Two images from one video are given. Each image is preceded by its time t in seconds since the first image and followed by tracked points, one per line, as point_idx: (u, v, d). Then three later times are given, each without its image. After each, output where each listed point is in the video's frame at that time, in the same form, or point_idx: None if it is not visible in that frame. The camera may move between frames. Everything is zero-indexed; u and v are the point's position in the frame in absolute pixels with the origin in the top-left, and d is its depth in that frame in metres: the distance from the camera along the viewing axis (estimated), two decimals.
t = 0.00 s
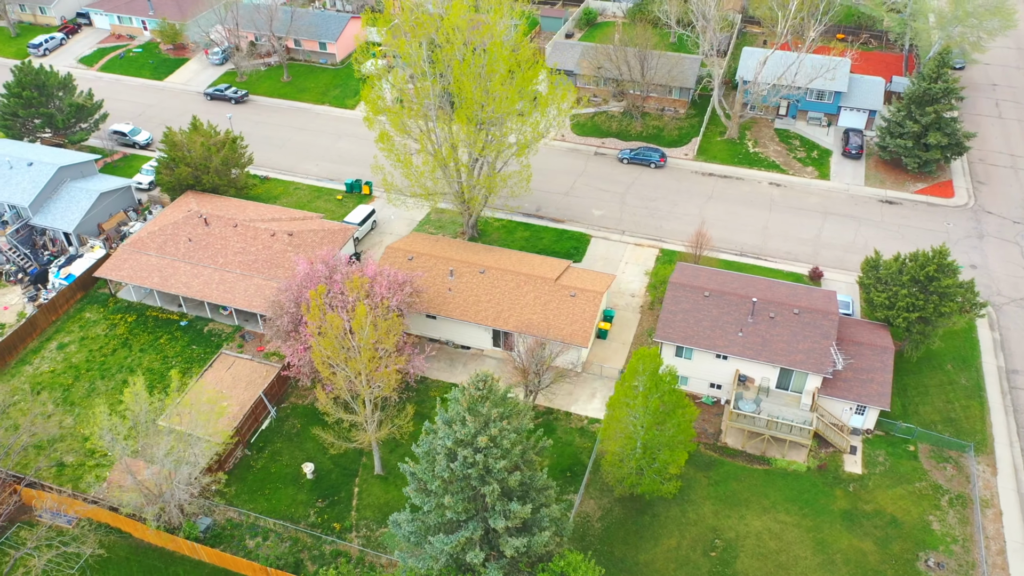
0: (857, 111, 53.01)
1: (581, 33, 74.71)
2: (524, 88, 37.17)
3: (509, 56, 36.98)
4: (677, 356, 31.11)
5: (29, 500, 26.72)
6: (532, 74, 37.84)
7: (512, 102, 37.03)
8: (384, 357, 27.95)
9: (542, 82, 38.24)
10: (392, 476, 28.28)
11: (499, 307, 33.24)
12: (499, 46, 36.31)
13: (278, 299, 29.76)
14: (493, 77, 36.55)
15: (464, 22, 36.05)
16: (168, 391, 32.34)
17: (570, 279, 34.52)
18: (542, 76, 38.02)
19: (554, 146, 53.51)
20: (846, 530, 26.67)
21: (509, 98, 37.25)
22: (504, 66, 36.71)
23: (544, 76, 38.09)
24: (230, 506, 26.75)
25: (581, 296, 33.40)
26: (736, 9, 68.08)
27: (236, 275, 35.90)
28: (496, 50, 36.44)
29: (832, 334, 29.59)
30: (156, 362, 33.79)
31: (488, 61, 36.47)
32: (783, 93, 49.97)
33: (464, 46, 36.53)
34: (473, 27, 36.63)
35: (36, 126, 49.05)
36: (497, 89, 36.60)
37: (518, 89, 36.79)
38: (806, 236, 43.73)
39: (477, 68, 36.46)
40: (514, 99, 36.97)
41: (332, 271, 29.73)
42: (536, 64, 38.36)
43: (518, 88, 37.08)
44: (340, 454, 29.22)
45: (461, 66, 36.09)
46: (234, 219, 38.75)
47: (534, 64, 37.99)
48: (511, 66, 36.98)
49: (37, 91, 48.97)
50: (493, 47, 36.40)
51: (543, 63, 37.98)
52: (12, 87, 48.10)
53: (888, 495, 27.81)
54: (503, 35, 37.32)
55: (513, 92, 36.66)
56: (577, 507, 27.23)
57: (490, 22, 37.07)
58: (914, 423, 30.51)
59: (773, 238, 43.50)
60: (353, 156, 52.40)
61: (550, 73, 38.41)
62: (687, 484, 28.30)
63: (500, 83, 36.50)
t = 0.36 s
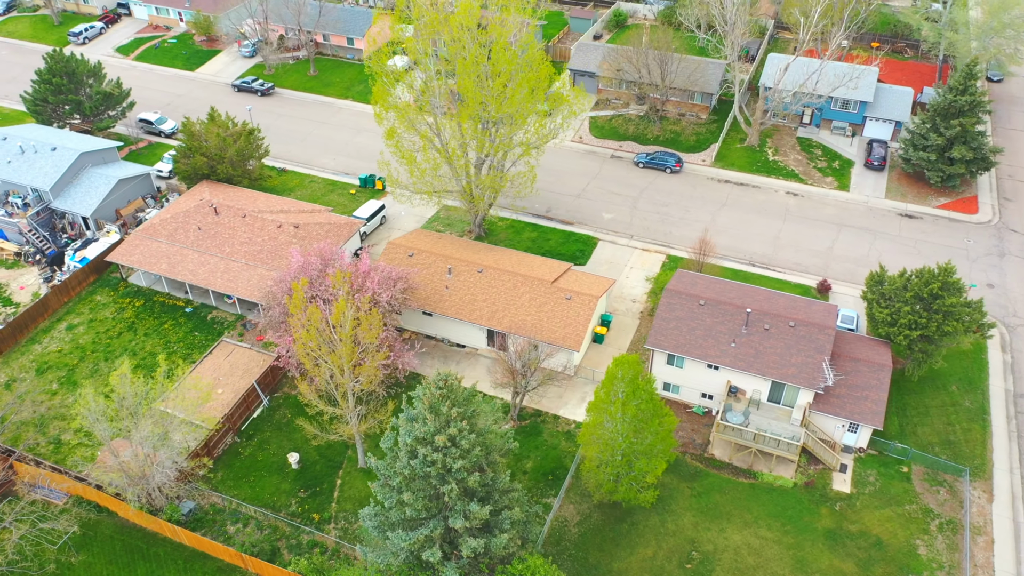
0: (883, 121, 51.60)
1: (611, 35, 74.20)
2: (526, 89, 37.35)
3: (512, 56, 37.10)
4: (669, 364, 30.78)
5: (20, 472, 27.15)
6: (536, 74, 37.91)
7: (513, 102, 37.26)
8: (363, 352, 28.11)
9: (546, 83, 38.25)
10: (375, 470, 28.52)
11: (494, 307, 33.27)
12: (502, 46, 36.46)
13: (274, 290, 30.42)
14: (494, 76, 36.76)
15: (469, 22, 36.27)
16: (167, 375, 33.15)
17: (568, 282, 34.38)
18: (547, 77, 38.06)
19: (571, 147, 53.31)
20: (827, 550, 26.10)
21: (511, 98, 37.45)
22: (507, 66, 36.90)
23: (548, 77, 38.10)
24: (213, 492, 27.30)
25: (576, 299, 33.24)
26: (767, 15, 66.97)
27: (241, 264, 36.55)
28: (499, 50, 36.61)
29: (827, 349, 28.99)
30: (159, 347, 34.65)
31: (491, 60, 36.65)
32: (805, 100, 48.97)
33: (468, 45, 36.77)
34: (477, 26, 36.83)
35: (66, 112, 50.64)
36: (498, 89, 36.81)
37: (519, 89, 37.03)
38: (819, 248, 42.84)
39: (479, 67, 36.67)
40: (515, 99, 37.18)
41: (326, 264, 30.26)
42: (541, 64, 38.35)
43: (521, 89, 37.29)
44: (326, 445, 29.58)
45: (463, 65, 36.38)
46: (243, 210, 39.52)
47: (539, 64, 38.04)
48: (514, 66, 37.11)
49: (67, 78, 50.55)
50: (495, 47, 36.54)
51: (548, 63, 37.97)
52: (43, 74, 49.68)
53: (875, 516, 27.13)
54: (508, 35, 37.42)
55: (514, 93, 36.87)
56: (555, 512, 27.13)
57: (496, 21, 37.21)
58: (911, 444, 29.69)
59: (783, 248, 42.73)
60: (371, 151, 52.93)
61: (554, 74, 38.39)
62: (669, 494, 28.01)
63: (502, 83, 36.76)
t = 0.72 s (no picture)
0: (908, 133, 50.25)
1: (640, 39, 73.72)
2: (529, 91, 37.64)
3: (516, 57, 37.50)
4: (659, 373, 30.53)
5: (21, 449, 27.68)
6: (539, 76, 38.32)
7: (515, 103, 37.63)
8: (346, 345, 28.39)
9: (548, 84, 38.64)
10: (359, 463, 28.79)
11: (489, 307, 33.34)
12: (504, 47, 36.95)
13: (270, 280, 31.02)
14: (496, 77, 37.25)
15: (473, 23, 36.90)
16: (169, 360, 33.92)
17: (565, 285, 34.30)
18: (550, 79, 38.31)
19: (588, 150, 53.07)
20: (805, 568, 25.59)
21: (514, 100, 37.80)
22: (510, 68, 37.28)
23: (550, 78, 38.50)
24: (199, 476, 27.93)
25: (571, 303, 33.13)
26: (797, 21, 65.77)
27: (246, 255, 37.19)
28: (501, 51, 37.09)
29: (820, 364, 28.42)
30: (163, 333, 35.49)
31: (493, 61, 37.14)
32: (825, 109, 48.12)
33: (472, 45, 37.28)
34: (483, 27, 37.25)
35: (95, 100, 52.26)
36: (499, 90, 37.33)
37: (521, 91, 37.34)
38: (831, 261, 41.93)
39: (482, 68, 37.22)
40: (517, 101, 37.51)
41: (322, 257, 30.79)
42: (545, 65, 38.72)
43: (523, 90, 37.58)
44: (314, 437, 29.97)
45: (466, 65, 37.00)
46: (254, 201, 40.23)
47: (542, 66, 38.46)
48: (517, 67, 37.48)
49: (98, 66, 52.11)
50: (498, 48, 37.04)
51: (551, 65, 38.35)
52: (75, 62, 51.36)
53: (859, 537, 26.52)
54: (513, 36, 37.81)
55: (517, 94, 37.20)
56: (532, 515, 27.09)
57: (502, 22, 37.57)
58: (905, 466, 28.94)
59: (794, 259, 41.93)
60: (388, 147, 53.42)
61: (557, 76, 38.77)
62: (650, 503, 27.78)
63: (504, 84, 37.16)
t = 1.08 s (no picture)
0: (934, 146, 48.83)
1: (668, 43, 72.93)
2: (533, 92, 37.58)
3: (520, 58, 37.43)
4: (649, 380, 30.32)
5: (20, 425, 29.12)
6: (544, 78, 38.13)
7: (518, 104, 37.64)
8: (334, 339, 28.71)
9: (553, 86, 38.41)
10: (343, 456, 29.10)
11: (484, 306, 33.42)
12: (508, 48, 36.90)
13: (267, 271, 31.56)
14: (499, 78, 37.24)
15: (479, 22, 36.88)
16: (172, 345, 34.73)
17: (561, 288, 34.21)
18: (555, 80, 38.12)
19: (604, 152, 52.79)
20: None
21: (518, 100, 37.79)
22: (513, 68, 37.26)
23: (555, 81, 38.27)
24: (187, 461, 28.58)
25: (566, 305, 33.04)
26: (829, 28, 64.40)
27: (253, 245, 37.86)
28: (506, 52, 37.03)
29: (810, 379, 27.88)
30: (168, 318, 36.33)
31: (496, 61, 37.11)
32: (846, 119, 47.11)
33: (477, 45, 37.34)
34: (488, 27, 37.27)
35: (123, 89, 53.73)
36: (502, 91, 37.37)
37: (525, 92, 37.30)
38: (842, 274, 41.04)
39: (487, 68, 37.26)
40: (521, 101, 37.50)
41: (317, 251, 31.17)
42: (550, 66, 38.48)
43: (527, 91, 37.52)
44: (303, 428, 30.38)
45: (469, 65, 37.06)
46: (264, 193, 40.94)
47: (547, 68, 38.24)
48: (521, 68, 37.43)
49: (126, 56, 53.54)
50: (502, 49, 36.99)
51: (556, 67, 38.11)
52: (105, 51, 52.86)
53: (841, 558, 25.97)
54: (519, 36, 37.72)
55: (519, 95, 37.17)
56: (509, 516, 27.11)
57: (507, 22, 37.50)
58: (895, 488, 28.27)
59: (803, 270, 41.15)
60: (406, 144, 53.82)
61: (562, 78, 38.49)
62: (629, 511, 27.57)
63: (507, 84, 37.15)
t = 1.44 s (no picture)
0: (960, 160, 47.17)
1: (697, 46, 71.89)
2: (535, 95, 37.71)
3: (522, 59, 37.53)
4: (638, 388, 30.14)
5: (24, 402, 30.16)
6: (548, 79, 38.08)
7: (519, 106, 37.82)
8: (323, 331, 29.07)
9: (557, 88, 38.34)
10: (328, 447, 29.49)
11: (479, 306, 33.54)
12: (510, 49, 37.00)
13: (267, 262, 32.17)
14: (502, 77, 37.37)
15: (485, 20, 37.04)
16: (178, 330, 35.55)
17: (558, 291, 34.15)
18: (558, 82, 38.08)
19: (621, 156, 52.47)
20: None
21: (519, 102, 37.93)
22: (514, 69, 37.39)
23: (559, 83, 38.17)
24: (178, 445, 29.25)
25: (561, 308, 32.97)
26: (863, 36, 62.90)
27: (260, 236, 38.49)
28: (510, 51, 37.14)
29: (798, 395, 27.37)
30: (176, 305, 37.19)
31: (499, 61, 37.25)
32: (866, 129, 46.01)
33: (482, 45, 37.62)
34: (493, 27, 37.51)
35: (152, 79, 55.19)
36: (503, 88, 37.47)
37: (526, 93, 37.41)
38: (852, 287, 40.13)
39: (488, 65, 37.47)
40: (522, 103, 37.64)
41: (316, 244, 31.67)
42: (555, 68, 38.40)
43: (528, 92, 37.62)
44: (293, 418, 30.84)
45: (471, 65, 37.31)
46: (275, 185, 41.67)
47: (553, 70, 38.20)
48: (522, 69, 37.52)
49: (156, 47, 54.99)
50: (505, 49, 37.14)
51: (561, 70, 37.99)
52: (136, 41, 54.38)
53: None
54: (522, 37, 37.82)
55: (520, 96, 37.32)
56: (487, 516, 27.15)
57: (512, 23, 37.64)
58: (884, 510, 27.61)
59: (812, 283, 40.37)
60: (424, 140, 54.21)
61: (566, 81, 38.36)
62: (607, 518, 27.42)
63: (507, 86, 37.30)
